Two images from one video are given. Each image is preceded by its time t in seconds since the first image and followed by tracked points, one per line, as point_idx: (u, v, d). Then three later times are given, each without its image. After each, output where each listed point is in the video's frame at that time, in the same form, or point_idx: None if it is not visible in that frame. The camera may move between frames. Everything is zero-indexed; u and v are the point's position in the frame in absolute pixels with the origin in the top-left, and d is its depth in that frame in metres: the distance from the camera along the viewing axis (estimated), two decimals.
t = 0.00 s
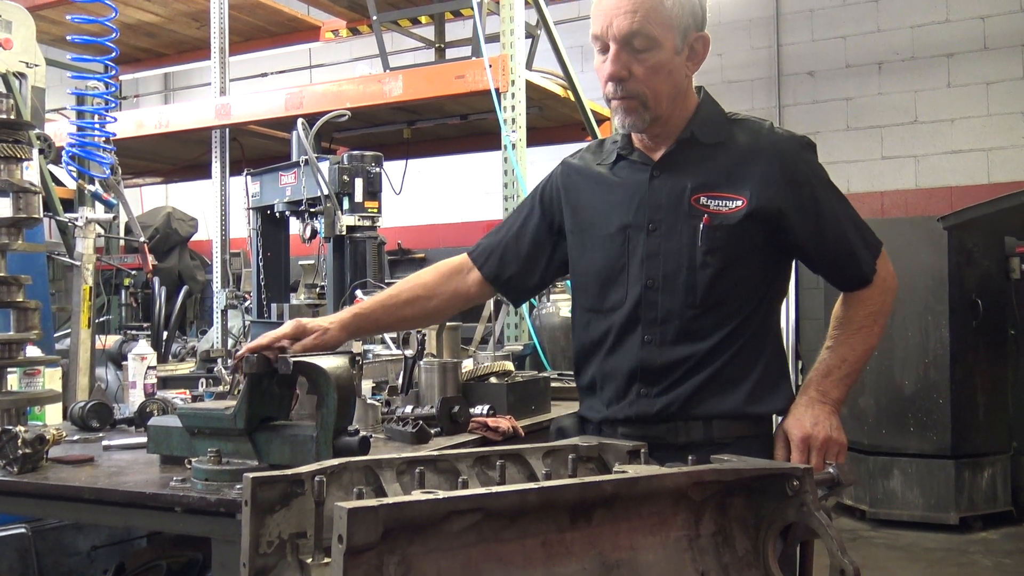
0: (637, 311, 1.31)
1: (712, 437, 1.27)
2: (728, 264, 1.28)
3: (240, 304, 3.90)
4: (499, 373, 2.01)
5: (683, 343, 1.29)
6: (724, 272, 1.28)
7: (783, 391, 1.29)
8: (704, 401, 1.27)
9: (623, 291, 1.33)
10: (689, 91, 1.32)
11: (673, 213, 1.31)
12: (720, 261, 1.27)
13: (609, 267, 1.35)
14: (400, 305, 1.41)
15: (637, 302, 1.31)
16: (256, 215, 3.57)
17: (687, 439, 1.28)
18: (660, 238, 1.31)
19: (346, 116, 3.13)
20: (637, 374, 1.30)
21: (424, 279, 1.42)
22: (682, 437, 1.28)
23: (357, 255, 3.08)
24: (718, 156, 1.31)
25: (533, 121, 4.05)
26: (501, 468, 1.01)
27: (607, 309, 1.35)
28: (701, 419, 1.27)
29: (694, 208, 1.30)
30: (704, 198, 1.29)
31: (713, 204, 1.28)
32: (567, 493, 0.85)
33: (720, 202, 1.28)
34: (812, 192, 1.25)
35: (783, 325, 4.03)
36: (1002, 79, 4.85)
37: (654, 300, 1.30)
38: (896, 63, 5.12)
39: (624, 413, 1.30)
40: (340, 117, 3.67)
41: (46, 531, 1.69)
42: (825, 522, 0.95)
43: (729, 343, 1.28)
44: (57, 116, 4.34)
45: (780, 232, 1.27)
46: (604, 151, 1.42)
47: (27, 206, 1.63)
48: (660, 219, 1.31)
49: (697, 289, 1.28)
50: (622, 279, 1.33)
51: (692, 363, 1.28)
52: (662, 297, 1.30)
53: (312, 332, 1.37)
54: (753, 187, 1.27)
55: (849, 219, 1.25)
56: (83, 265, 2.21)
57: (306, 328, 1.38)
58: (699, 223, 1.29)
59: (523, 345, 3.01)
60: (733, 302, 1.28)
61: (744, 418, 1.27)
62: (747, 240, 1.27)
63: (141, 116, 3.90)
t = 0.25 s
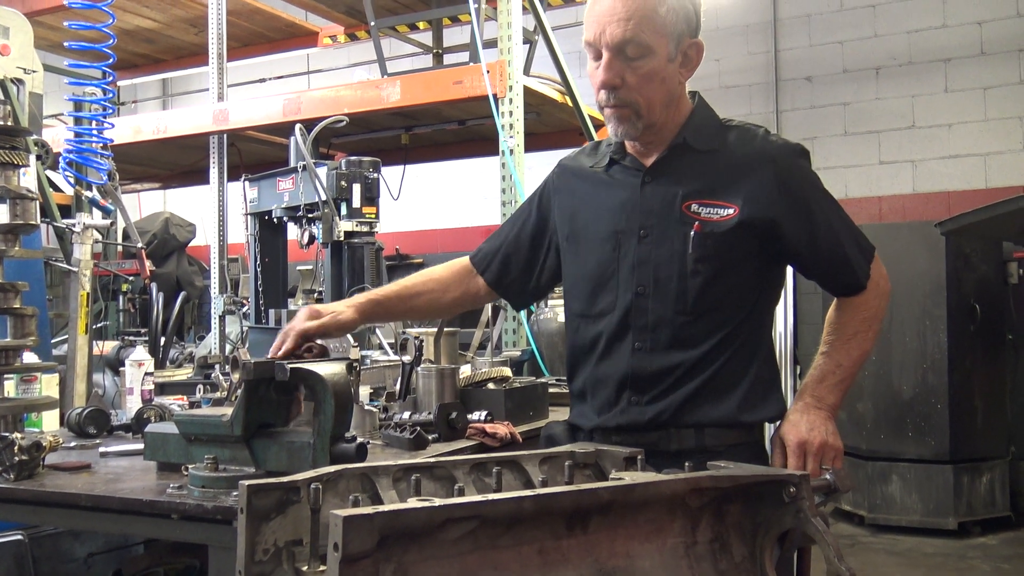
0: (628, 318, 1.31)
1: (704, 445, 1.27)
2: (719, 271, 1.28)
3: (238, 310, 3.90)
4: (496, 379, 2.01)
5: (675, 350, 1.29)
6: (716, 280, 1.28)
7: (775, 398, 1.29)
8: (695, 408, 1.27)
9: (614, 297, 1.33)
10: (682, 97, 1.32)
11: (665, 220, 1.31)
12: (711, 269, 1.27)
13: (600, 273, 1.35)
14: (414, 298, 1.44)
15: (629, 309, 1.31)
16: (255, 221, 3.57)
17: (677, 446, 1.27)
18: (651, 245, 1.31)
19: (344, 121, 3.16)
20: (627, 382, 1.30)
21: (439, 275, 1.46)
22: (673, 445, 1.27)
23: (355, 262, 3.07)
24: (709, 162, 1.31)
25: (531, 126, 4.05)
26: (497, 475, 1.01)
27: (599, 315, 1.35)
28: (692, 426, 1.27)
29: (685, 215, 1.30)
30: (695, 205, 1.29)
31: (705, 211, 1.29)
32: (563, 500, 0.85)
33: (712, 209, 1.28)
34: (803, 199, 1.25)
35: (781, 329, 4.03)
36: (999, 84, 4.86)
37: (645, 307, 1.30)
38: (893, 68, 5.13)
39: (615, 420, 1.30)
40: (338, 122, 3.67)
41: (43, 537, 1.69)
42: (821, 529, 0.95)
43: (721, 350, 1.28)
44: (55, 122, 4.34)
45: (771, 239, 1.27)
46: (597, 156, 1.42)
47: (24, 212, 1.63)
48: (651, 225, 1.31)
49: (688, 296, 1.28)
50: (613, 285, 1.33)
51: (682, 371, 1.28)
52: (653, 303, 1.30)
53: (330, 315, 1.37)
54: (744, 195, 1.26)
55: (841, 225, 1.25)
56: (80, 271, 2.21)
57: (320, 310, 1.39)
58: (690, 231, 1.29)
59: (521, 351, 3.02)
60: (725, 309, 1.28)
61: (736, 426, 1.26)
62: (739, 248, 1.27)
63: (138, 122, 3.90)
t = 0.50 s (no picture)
0: (619, 330, 1.33)
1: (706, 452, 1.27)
2: (706, 277, 1.28)
3: (238, 315, 3.89)
4: (496, 384, 2.01)
5: (668, 358, 1.29)
6: (704, 286, 1.28)
7: (777, 401, 1.28)
8: (693, 415, 1.27)
9: (606, 309, 1.35)
10: (658, 107, 1.31)
11: (651, 231, 1.32)
12: (698, 275, 1.28)
13: (591, 285, 1.36)
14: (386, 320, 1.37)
15: (619, 321, 1.32)
16: (254, 226, 3.57)
17: (679, 453, 1.28)
18: (639, 255, 1.32)
19: (344, 127, 3.14)
20: (623, 393, 1.31)
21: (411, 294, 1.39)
22: (674, 451, 1.28)
23: (354, 266, 3.09)
24: (690, 170, 1.32)
25: (530, 132, 4.06)
26: (497, 480, 1.00)
27: (593, 328, 1.36)
28: (691, 433, 1.27)
29: (669, 225, 1.31)
30: (678, 214, 1.31)
31: (687, 219, 1.30)
32: (562, 505, 0.85)
33: (694, 217, 1.29)
34: (786, 197, 1.25)
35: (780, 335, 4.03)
36: (998, 90, 4.88)
37: (635, 318, 1.31)
38: (892, 74, 5.14)
39: (613, 431, 1.31)
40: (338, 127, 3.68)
41: (41, 543, 1.69)
42: (821, 534, 0.95)
43: (713, 357, 1.28)
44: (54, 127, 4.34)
45: (757, 242, 1.27)
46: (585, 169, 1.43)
47: (24, 217, 1.63)
48: (637, 236, 1.33)
49: (676, 305, 1.29)
50: (604, 297, 1.35)
51: (676, 378, 1.28)
52: (643, 314, 1.31)
53: (296, 349, 1.30)
54: (724, 199, 1.27)
55: (830, 220, 1.24)
56: (80, 276, 2.21)
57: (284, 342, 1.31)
58: (673, 239, 1.30)
59: (521, 356, 3.02)
60: (716, 316, 1.28)
61: (736, 432, 1.26)
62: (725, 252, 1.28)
63: (138, 127, 3.90)
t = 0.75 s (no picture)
0: (616, 337, 1.34)
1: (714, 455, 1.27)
2: (696, 279, 1.28)
3: (240, 316, 3.90)
4: (498, 386, 2.01)
5: (665, 362, 1.30)
6: (694, 288, 1.28)
7: (782, 398, 1.28)
8: (695, 417, 1.27)
9: (602, 316, 1.36)
10: (632, 112, 1.31)
11: (639, 236, 1.33)
12: (687, 278, 1.28)
13: (587, 293, 1.37)
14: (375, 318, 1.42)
15: (614, 328, 1.34)
16: (256, 227, 3.58)
17: (686, 455, 1.28)
18: (629, 260, 1.33)
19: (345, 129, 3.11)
20: (624, 399, 1.32)
21: (400, 294, 1.44)
22: (680, 454, 1.29)
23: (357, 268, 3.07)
24: (669, 173, 1.31)
25: (532, 134, 4.06)
26: (501, 481, 1.00)
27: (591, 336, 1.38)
28: (695, 436, 1.27)
29: (654, 229, 1.31)
30: (662, 218, 1.31)
31: (671, 222, 1.30)
32: (565, 506, 0.85)
33: (677, 219, 1.29)
34: (763, 191, 1.24)
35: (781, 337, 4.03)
36: (1000, 93, 4.88)
37: (629, 324, 1.32)
38: (894, 77, 5.14)
39: (618, 438, 1.32)
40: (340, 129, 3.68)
41: (44, 544, 1.69)
42: (824, 535, 0.95)
43: (709, 359, 1.28)
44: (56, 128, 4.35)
45: (743, 240, 1.27)
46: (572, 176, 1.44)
47: (28, 218, 1.63)
48: (626, 242, 1.34)
49: (668, 308, 1.29)
50: (600, 304, 1.36)
51: (673, 382, 1.28)
52: (637, 320, 1.32)
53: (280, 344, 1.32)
54: (704, 200, 1.27)
55: (813, 211, 1.22)
56: (82, 278, 2.21)
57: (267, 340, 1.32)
58: (659, 243, 1.30)
59: (522, 357, 3.02)
60: (708, 317, 1.28)
61: (741, 434, 1.26)
62: (711, 253, 1.27)
63: (140, 129, 3.90)
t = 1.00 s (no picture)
0: (619, 339, 1.34)
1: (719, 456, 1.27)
2: (696, 280, 1.28)
3: (241, 317, 3.90)
4: (499, 387, 2.01)
5: (668, 364, 1.30)
6: (694, 290, 1.28)
7: (789, 400, 1.27)
8: (699, 420, 1.27)
9: (604, 318, 1.36)
10: (630, 116, 1.31)
11: (640, 238, 1.33)
12: (687, 280, 1.28)
13: (587, 296, 1.37)
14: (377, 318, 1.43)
15: (617, 330, 1.34)
16: (258, 228, 3.58)
17: (691, 457, 1.28)
18: (631, 262, 1.33)
19: (347, 129, 3.13)
20: (627, 400, 1.32)
21: (402, 294, 1.45)
22: (685, 456, 1.29)
23: (358, 269, 3.11)
24: (670, 174, 1.31)
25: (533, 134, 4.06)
26: (500, 482, 1.00)
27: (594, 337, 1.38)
28: (700, 439, 1.27)
29: (655, 231, 1.31)
30: (662, 220, 1.31)
31: (671, 224, 1.30)
32: (565, 507, 0.85)
33: (677, 221, 1.29)
34: (764, 192, 1.23)
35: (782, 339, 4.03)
36: (1002, 94, 4.88)
37: (632, 326, 1.33)
38: (895, 78, 5.14)
39: (623, 440, 1.32)
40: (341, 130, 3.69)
41: (45, 544, 1.69)
42: (825, 537, 0.95)
43: (712, 361, 1.28)
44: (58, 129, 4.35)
45: (744, 242, 1.26)
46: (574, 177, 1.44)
47: (29, 218, 1.63)
48: (627, 244, 1.34)
49: (670, 310, 1.29)
50: (602, 306, 1.36)
51: (677, 383, 1.28)
52: (640, 322, 1.32)
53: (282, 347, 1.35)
54: (704, 202, 1.27)
55: (814, 211, 1.21)
56: (84, 278, 2.21)
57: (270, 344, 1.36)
58: (660, 245, 1.30)
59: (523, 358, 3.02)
60: (710, 319, 1.28)
61: (748, 435, 1.26)
62: (712, 254, 1.27)
63: (142, 129, 3.91)
